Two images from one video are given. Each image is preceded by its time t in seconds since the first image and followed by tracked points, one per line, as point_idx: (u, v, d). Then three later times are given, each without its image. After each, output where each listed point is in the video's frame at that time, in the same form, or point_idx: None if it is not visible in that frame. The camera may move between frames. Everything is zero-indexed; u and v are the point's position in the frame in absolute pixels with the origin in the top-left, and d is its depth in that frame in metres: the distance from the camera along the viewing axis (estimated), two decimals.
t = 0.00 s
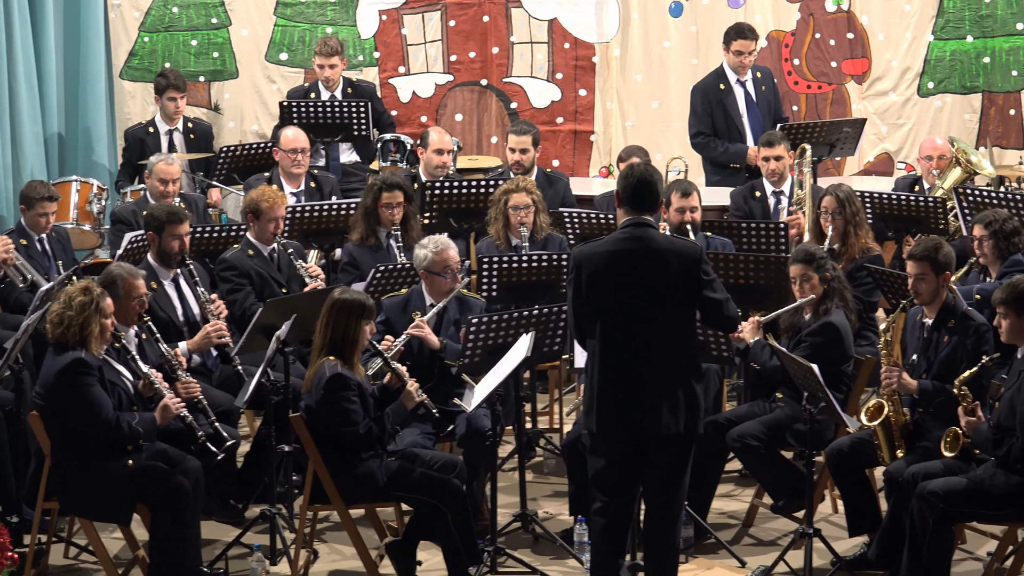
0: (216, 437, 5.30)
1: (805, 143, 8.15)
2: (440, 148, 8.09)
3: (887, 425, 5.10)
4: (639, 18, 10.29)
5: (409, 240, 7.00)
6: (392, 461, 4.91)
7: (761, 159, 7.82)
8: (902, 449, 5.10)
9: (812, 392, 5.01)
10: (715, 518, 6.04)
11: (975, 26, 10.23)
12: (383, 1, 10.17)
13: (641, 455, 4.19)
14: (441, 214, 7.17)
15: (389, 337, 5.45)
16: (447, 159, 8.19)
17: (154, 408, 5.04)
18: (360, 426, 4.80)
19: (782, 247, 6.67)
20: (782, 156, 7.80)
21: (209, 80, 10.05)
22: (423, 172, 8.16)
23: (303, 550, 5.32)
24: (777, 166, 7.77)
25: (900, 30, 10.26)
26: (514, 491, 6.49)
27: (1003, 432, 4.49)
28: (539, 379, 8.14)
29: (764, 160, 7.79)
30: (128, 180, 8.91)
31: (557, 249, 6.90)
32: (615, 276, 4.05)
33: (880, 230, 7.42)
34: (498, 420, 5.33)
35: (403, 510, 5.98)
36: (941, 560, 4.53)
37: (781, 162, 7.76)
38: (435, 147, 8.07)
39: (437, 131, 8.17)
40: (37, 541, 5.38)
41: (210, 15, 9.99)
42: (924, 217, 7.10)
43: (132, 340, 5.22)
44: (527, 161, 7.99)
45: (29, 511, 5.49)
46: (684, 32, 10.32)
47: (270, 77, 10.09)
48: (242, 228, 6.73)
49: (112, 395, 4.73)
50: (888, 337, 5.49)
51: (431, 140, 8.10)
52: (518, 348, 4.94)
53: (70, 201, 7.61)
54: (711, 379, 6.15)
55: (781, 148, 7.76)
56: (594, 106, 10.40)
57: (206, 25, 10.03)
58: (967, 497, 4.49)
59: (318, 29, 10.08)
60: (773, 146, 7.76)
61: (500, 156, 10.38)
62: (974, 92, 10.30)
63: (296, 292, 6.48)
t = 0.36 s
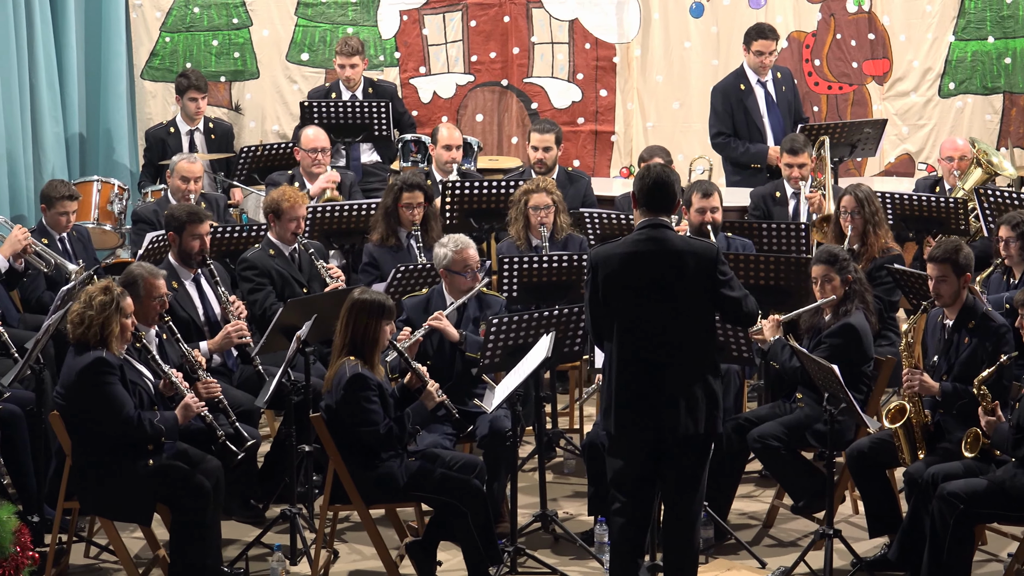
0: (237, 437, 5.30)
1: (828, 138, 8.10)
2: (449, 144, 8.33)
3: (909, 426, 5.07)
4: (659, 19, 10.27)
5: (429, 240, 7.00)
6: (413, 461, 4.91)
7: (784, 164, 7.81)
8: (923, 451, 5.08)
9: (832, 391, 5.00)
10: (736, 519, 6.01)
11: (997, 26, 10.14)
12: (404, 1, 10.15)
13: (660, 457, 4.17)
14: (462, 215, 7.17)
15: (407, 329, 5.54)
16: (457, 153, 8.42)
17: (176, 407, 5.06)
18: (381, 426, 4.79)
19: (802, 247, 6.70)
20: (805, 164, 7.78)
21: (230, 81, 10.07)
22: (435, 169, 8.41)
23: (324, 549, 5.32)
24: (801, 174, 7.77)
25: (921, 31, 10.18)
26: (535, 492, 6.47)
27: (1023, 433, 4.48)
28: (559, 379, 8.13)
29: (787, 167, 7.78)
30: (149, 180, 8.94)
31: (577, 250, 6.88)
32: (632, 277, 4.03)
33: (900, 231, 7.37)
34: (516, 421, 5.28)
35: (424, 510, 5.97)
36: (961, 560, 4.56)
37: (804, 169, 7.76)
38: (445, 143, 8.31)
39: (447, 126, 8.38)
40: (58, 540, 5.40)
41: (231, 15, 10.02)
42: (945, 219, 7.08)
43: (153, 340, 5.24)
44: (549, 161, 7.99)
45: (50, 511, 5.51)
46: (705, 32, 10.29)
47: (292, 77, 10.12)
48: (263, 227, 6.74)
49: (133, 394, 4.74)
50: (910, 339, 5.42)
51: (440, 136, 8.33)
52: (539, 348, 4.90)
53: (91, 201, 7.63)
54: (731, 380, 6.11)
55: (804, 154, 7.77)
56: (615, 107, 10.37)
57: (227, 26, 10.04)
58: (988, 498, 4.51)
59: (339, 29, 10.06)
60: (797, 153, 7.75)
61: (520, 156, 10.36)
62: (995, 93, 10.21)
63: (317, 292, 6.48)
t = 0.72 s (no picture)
0: (258, 436, 5.31)
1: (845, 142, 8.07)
2: (463, 141, 8.45)
3: (929, 428, 5.05)
4: (680, 19, 10.24)
5: (449, 240, 7.00)
6: (433, 461, 4.90)
7: (808, 165, 7.74)
8: (944, 452, 5.06)
9: (851, 393, 4.97)
10: (756, 519, 5.98)
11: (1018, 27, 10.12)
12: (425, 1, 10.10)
13: (672, 457, 4.17)
14: (482, 215, 7.17)
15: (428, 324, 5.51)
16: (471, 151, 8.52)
17: (196, 407, 5.07)
18: (401, 426, 4.78)
19: (823, 247, 6.57)
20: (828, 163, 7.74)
21: (251, 81, 10.04)
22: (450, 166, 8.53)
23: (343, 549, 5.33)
24: (823, 174, 7.72)
25: (942, 31, 10.13)
26: (554, 492, 6.46)
27: None
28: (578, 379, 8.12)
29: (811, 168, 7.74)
30: (169, 180, 8.97)
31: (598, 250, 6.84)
32: (640, 278, 4.01)
33: (921, 232, 7.33)
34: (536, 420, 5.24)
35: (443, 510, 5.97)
36: (980, 561, 4.56)
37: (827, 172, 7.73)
38: (459, 140, 8.42)
39: (462, 125, 8.50)
40: (79, 540, 5.42)
41: (252, 15, 9.98)
42: (965, 220, 7.04)
43: (173, 340, 5.25)
44: (571, 160, 7.98)
45: (71, 511, 5.53)
46: (726, 33, 10.25)
47: (312, 78, 10.07)
48: (284, 227, 6.75)
49: (152, 394, 4.76)
50: (930, 340, 5.34)
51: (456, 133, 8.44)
52: (558, 349, 4.87)
53: (112, 201, 7.68)
54: (750, 381, 6.11)
55: (829, 156, 7.69)
56: (635, 107, 10.35)
57: (247, 26, 10.01)
58: (1007, 497, 4.52)
59: (360, 29, 10.05)
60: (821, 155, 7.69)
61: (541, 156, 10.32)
62: (1016, 94, 10.18)
63: (337, 291, 6.48)
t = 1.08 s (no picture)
0: (276, 436, 5.32)
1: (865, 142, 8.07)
2: (482, 141, 8.46)
3: (949, 429, 5.01)
4: (700, 20, 10.21)
5: (469, 240, 7.00)
6: (452, 462, 4.90)
7: (829, 164, 7.76)
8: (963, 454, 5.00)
9: (873, 394, 4.94)
10: (775, 520, 5.94)
11: None
12: (445, 2, 10.10)
13: (679, 459, 4.20)
14: (502, 216, 7.16)
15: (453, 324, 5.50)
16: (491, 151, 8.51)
17: (215, 408, 5.08)
18: (420, 427, 4.78)
19: (842, 248, 6.59)
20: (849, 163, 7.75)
21: (271, 81, 10.06)
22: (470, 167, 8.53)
23: (363, 549, 5.33)
24: (843, 174, 7.72)
25: (963, 32, 10.09)
26: (573, 492, 6.45)
27: None
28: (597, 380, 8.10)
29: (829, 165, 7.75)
30: (189, 180, 9.00)
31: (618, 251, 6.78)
32: (640, 282, 4.04)
33: (941, 233, 7.29)
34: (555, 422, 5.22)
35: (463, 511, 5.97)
36: (1001, 562, 4.53)
37: (848, 170, 7.72)
38: (477, 140, 8.45)
39: (481, 125, 8.51)
40: (99, 540, 5.44)
41: (272, 15, 9.99)
42: (986, 220, 6.98)
43: (193, 340, 5.27)
44: (591, 159, 7.96)
45: (91, 510, 5.55)
46: (746, 33, 10.21)
47: (332, 78, 10.10)
48: (304, 228, 6.76)
49: (172, 395, 4.77)
50: (949, 342, 5.26)
51: (475, 132, 8.47)
52: (579, 348, 4.84)
53: (132, 200, 7.72)
54: (769, 381, 6.05)
55: (849, 155, 7.71)
56: (655, 108, 10.31)
57: (268, 26, 10.02)
58: None
59: (380, 29, 10.05)
60: (841, 151, 7.71)
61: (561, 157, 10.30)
62: None
63: (357, 292, 6.48)
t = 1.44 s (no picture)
0: (296, 436, 5.32)
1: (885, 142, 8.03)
2: (503, 141, 8.42)
3: (969, 429, 4.98)
4: (720, 20, 10.18)
5: (489, 240, 7.01)
6: (471, 462, 4.89)
7: (848, 164, 7.75)
8: (983, 455, 4.97)
9: (892, 396, 4.92)
10: (794, 521, 5.91)
11: None
12: (465, 2, 10.10)
13: (692, 460, 4.35)
14: (522, 216, 7.14)
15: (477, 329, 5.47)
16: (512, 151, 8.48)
17: (235, 407, 5.09)
18: (439, 427, 4.78)
19: (863, 250, 6.50)
20: (868, 163, 7.72)
21: (291, 81, 10.08)
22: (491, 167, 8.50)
23: (382, 549, 5.34)
24: (863, 174, 7.69)
25: (983, 33, 10.02)
26: (593, 493, 6.44)
27: None
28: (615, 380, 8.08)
29: (849, 164, 7.73)
30: (209, 179, 9.04)
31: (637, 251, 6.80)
32: (657, 286, 4.15)
33: (961, 234, 7.24)
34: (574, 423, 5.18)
35: (482, 511, 5.97)
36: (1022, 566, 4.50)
37: (867, 169, 7.70)
38: (498, 139, 8.41)
39: (502, 125, 8.50)
40: (118, 539, 5.47)
41: (292, 16, 10.01)
42: (1006, 221, 6.94)
43: (212, 340, 5.27)
44: (611, 159, 7.94)
45: (110, 510, 5.58)
46: (766, 33, 10.18)
47: (352, 78, 10.11)
48: (324, 228, 6.77)
49: (192, 394, 4.78)
50: (969, 342, 5.25)
51: (496, 133, 8.43)
52: (598, 349, 4.82)
53: (152, 201, 7.73)
54: (790, 381, 6.02)
55: (868, 155, 7.71)
56: (675, 108, 10.28)
57: (288, 26, 10.04)
58: None
59: (400, 29, 10.05)
60: (860, 152, 7.70)
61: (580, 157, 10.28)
62: None
63: (376, 292, 6.49)
